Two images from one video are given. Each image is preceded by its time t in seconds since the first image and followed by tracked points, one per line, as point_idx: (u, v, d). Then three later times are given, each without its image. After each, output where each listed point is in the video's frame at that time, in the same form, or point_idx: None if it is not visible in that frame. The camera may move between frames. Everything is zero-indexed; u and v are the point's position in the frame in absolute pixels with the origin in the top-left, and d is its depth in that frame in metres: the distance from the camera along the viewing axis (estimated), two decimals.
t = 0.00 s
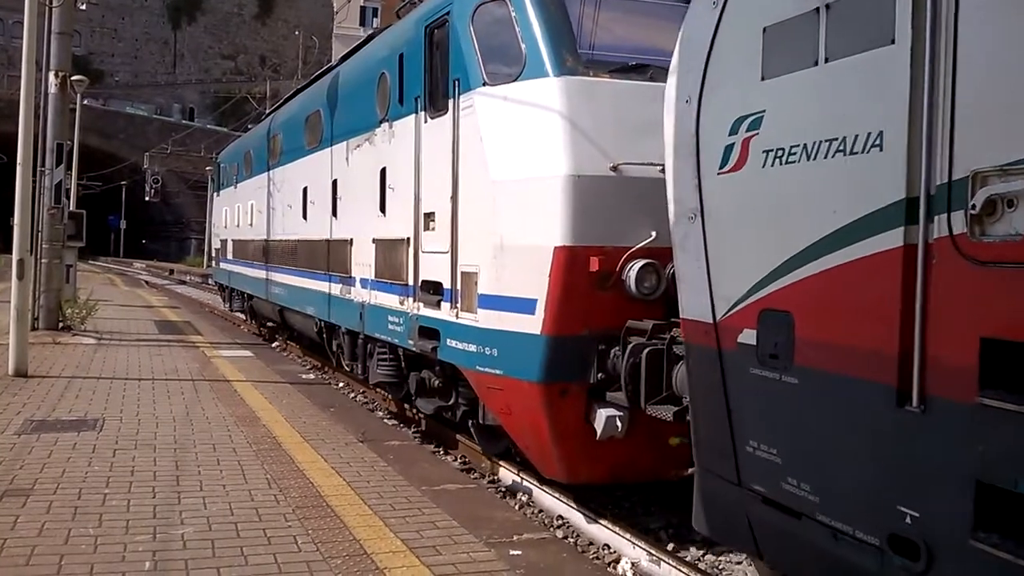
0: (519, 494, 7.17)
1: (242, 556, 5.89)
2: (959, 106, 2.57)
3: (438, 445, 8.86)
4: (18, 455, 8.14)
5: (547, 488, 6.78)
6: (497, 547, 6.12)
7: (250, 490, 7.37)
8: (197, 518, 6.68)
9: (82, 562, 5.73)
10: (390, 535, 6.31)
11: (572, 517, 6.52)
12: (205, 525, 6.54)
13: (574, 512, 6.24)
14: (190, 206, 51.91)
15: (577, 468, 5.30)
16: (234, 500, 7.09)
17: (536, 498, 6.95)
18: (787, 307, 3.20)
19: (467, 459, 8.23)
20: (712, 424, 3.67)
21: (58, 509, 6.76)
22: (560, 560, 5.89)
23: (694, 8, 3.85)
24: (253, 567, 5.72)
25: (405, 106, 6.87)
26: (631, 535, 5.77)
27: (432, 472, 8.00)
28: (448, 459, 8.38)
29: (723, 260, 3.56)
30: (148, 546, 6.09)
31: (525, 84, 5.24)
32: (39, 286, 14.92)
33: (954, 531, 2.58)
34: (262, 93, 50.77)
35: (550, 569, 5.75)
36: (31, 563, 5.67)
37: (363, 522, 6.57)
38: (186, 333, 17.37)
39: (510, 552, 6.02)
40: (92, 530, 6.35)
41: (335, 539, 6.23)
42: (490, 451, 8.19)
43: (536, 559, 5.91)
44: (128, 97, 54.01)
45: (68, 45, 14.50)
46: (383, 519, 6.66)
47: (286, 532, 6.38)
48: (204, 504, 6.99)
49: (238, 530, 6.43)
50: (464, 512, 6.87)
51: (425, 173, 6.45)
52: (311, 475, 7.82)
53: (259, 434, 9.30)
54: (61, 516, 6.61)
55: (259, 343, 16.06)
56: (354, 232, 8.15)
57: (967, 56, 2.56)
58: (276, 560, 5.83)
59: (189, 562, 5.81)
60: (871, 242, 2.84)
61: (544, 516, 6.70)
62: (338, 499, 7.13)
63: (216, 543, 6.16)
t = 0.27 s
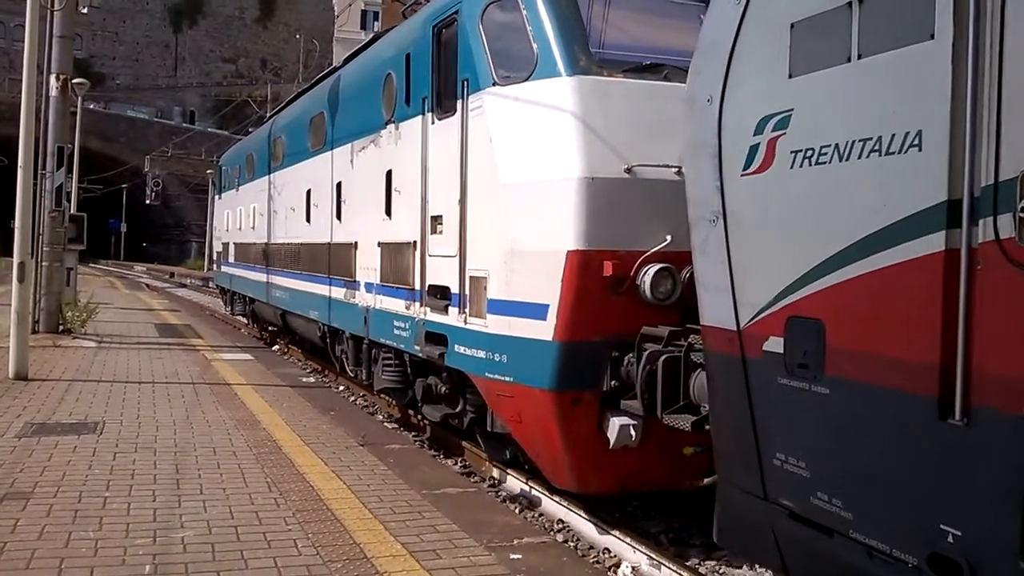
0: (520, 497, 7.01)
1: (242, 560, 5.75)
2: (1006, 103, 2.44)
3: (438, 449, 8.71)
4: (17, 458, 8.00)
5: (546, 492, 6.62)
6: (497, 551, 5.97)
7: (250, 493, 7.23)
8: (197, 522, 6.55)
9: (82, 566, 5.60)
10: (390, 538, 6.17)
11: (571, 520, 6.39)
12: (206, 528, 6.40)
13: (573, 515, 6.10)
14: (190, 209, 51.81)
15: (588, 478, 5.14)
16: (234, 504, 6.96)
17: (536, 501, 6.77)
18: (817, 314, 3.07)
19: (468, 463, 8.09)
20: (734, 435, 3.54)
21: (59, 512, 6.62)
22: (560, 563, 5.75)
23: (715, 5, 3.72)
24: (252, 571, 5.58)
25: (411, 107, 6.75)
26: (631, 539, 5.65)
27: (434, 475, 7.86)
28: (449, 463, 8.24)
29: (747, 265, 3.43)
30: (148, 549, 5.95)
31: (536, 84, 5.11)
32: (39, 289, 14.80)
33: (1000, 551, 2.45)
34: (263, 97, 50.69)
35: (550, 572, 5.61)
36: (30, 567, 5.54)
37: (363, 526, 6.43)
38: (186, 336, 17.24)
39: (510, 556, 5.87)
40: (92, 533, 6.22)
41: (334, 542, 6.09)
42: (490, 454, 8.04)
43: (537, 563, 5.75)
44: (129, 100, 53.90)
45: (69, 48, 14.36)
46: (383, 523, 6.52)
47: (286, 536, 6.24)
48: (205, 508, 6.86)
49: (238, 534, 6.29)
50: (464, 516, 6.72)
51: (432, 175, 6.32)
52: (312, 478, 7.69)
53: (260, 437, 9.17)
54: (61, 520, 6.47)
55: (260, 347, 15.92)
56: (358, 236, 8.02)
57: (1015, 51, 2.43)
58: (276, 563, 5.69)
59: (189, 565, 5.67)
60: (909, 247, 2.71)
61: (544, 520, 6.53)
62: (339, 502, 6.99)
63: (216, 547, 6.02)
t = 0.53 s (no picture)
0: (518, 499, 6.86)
1: (240, 562, 5.62)
2: None
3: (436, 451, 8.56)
4: (15, 460, 7.87)
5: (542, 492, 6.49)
6: (496, 554, 5.82)
7: (248, 495, 7.09)
8: (195, 524, 6.41)
9: (79, 568, 5.46)
10: (389, 541, 6.03)
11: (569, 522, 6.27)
12: (204, 531, 6.27)
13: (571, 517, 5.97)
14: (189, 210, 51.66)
15: (599, 487, 4.99)
16: (232, 506, 6.82)
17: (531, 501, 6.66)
18: (848, 320, 2.94)
19: (467, 466, 7.95)
20: (757, 446, 3.41)
21: (57, 514, 6.49)
22: (559, 565, 5.61)
23: None
24: (250, 573, 5.45)
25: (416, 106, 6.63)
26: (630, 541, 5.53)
27: (433, 478, 7.71)
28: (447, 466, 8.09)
29: (772, 268, 3.30)
30: (146, 551, 5.82)
31: (545, 82, 4.98)
32: (38, 291, 14.66)
33: None
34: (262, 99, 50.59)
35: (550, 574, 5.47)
36: (26, 569, 5.40)
37: (361, 528, 6.29)
38: (184, 338, 17.10)
39: (508, 559, 5.72)
40: (90, 535, 6.08)
41: (333, 545, 5.96)
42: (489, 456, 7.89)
43: (536, 565, 5.61)
44: (128, 102, 53.77)
45: (68, 51, 14.24)
46: (382, 525, 6.38)
47: (284, 539, 6.10)
48: (203, 510, 6.72)
49: (236, 536, 6.16)
50: (462, 518, 6.57)
51: (437, 176, 6.19)
52: (310, 480, 7.55)
53: (259, 439, 9.03)
54: (59, 522, 6.33)
55: (259, 349, 15.78)
56: (361, 238, 7.89)
57: None
58: (274, 566, 5.56)
59: (186, 568, 5.53)
60: (949, 250, 2.58)
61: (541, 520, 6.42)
62: (337, 505, 6.86)
63: (214, 549, 5.89)
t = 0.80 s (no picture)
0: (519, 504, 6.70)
1: (240, 566, 5.49)
2: None
3: (436, 455, 8.44)
4: (15, 464, 7.74)
5: (545, 497, 6.36)
6: (496, 557, 5.68)
7: (248, 500, 6.96)
8: (196, 528, 6.28)
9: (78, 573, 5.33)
10: (389, 545, 5.90)
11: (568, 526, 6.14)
12: (203, 535, 6.13)
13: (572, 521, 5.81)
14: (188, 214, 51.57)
15: (612, 498, 4.87)
16: (232, 510, 6.69)
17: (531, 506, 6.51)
18: (884, 327, 2.81)
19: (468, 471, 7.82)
20: (784, 457, 3.29)
21: (57, 518, 6.36)
22: (558, 568, 5.47)
23: None
24: None
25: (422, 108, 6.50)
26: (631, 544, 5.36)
27: (434, 482, 7.58)
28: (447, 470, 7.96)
29: (802, 273, 3.17)
30: (146, 555, 5.69)
31: (557, 82, 4.85)
32: (38, 295, 14.53)
33: None
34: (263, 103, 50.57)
35: None
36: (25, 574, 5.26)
37: (360, 532, 6.16)
38: (185, 342, 16.97)
39: (509, 563, 5.58)
40: (90, 539, 5.95)
41: (332, 549, 5.83)
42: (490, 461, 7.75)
43: (536, 569, 5.47)
44: (129, 107, 53.71)
45: (68, 55, 14.15)
46: (381, 529, 6.25)
47: (284, 543, 5.97)
48: (203, 514, 6.58)
49: (236, 540, 6.02)
50: (462, 522, 6.43)
51: (444, 178, 6.06)
52: (309, 484, 7.42)
53: (259, 443, 8.90)
54: (60, 526, 6.20)
55: (260, 354, 15.65)
56: (365, 242, 7.77)
57: None
58: (273, 570, 5.42)
59: (186, 572, 5.40)
60: (995, 255, 2.46)
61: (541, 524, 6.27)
62: (337, 509, 6.73)
63: (215, 553, 5.76)
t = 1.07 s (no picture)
0: (520, 505, 6.55)
1: (239, 568, 5.37)
2: None
3: (437, 456, 8.31)
4: (14, 466, 7.61)
5: (554, 503, 6.12)
6: (495, 558, 5.55)
7: (247, 501, 6.83)
8: (195, 529, 6.15)
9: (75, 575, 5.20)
10: (388, 546, 5.78)
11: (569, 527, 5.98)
12: (203, 536, 6.01)
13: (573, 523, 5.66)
14: (187, 216, 51.42)
15: (625, 507, 4.75)
16: (231, 511, 6.56)
17: (540, 512, 6.26)
18: (918, 333, 2.70)
19: (468, 472, 7.70)
20: (812, 465, 3.18)
21: (56, 520, 6.23)
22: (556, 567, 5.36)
23: None
24: None
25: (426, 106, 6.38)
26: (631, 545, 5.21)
27: (432, 483, 7.45)
28: (446, 472, 7.84)
29: (829, 275, 3.05)
30: (145, 557, 5.57)
31: (567, 78, 4.73)
32: (37, 296, 14.39)
33: None
34: (261, 104, 50.43)
35: None
36: None
37: (360, 533, 6.04)
38: (183, 344, 16.84)
39: (508, 564, 5.45)
40: (89, 541, 5.82)
41: (332, 550, 5.71)
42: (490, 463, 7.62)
43: (536, 569, 5.33)
44: (128, 108, 53.56)
45: (67, 56, 14.05)
46: (380, 530, 6.13)
47: (283, 544, 5.84)
48: (201, 516, 6.45)
49: (235, 541, 5.89)
50: (461, 523, 6.31)
51: (450, 177, 5.94)
52: (308, 485, 7.29)
53: (258, 445, 8.77)
54: (59, 528, 6.07)
55: (259, 355, 15.52)
56: (368, 243, 7.65)
57: None
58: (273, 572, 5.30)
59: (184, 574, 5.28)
60: None
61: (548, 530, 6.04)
62: (336, 510, 6.61)
63: (214, 554, 5.63)
